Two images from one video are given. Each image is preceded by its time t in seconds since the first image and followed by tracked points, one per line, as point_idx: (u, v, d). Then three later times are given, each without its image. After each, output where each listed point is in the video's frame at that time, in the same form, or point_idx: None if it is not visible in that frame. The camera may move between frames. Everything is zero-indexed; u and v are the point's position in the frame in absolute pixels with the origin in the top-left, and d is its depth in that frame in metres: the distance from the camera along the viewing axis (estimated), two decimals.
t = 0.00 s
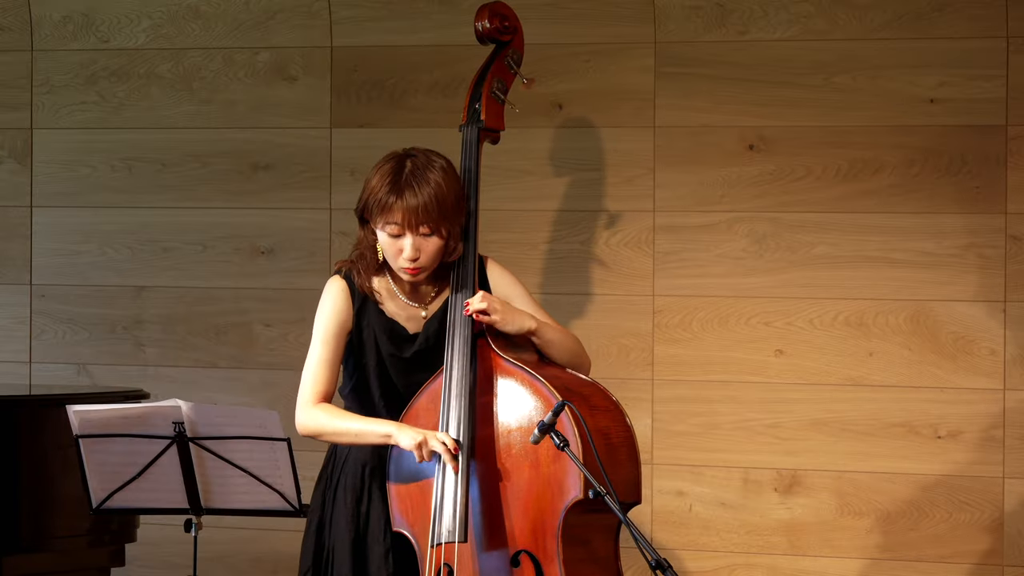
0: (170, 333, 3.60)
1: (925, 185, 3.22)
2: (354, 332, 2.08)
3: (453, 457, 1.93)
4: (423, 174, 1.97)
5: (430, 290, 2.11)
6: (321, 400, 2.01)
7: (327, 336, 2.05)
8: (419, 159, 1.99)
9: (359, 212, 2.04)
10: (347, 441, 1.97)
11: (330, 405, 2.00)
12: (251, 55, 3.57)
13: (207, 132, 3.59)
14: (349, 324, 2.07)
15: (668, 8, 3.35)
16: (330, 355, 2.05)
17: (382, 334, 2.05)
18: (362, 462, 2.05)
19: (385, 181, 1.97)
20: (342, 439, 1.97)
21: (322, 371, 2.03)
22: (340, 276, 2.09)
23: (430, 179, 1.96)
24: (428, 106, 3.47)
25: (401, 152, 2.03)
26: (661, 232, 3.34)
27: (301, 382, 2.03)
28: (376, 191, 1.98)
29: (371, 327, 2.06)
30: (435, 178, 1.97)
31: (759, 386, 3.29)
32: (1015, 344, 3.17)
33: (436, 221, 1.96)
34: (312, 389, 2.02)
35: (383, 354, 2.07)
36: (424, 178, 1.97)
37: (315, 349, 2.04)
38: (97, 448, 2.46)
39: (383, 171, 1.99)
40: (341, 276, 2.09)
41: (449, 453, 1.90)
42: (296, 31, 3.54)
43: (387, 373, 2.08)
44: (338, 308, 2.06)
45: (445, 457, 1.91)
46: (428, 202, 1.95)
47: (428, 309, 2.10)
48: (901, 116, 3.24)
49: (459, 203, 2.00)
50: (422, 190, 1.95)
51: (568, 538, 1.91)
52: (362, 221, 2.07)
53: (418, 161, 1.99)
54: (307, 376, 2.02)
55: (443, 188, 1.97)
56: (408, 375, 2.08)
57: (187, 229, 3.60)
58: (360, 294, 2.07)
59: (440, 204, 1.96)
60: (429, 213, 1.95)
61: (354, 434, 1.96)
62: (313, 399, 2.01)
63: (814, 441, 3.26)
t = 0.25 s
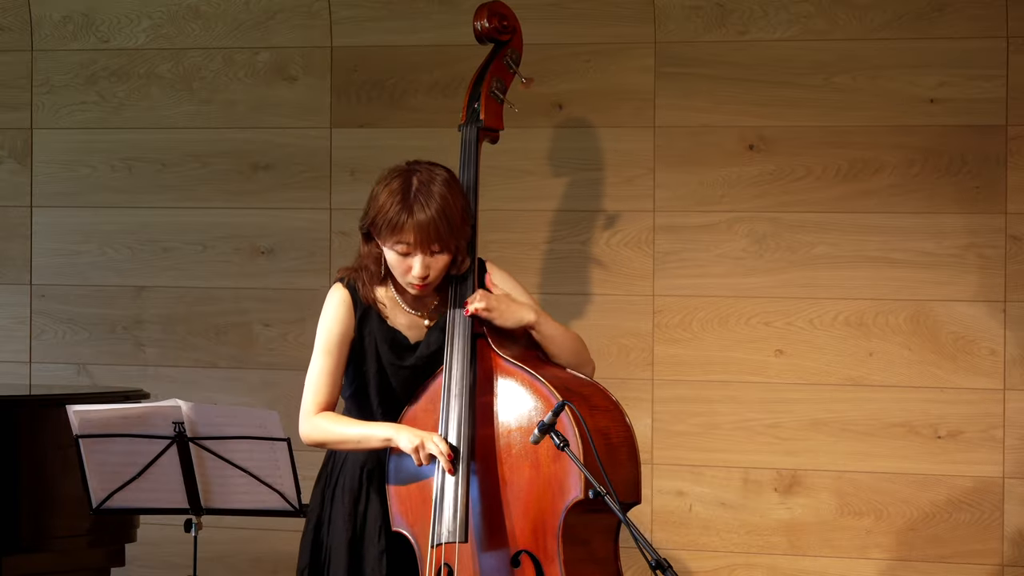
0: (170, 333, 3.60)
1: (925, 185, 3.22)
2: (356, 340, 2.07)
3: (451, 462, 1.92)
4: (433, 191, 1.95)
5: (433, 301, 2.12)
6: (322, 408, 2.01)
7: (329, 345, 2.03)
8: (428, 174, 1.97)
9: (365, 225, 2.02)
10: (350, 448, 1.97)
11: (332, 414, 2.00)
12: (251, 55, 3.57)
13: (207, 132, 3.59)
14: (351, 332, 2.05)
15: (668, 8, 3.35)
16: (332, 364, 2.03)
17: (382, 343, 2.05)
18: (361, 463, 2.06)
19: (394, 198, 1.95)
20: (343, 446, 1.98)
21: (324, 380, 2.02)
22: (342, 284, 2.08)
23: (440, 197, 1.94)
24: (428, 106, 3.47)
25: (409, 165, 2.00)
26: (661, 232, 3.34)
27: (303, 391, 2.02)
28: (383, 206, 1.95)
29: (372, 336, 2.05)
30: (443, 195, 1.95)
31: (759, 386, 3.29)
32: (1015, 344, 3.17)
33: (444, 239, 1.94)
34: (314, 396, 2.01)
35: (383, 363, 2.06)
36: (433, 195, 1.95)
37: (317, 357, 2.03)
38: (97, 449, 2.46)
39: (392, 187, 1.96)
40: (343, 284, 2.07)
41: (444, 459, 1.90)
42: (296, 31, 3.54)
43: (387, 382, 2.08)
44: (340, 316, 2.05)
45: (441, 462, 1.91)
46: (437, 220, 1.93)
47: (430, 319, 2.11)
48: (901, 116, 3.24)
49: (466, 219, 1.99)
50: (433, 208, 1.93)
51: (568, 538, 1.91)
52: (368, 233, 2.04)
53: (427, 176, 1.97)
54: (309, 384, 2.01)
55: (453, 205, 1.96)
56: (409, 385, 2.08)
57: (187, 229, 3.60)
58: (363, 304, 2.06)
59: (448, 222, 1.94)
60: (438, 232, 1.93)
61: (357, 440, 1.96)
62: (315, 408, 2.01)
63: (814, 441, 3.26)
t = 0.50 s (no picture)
0: (170, 333, 3.60)
1: (925, 185, 3.22)
2: (355, 344, 2.07)
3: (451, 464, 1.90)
4: (439, 204, 1.94)
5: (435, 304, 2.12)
6: (322, 411, 2.01)
7: (328, 348, 2.03)
8: (433, 186, 1.96)
9: (367, 235, 2.00)
10: (349, 450, 1.98)
11: (332, 417, 2.00)
12: (251, 55, 3.57)
13: (207, 132, 3.59)
14: (350, 336, 2.05)
15: (668, 8, 3.35)
16: (331, 367, 2.03)
17: (381, 347, 2.04)
18: (359, 463, 2.06)
19: (400, 210, 1.93)
20: (343, 449, 1.98)
21: (323, 383, 2.02)
22: (341, 288, 2.07)
23: (446, 210, 1.94)
24: (428, 106, 3.47)
25: (413, 176, 1.98)
26: (661, 232, 3.34)
27: (302, 394, 2.02)
28: (387, 217, 1.94)
29: (372, 341, 2.05)
30: (447, 208, 1.94)
31: (759, 386, 3.29)
32: (1015, 344, 3.17)
33: (448, 252, 1.94)
34: (313, 400, 2.01)
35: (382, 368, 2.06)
36: (437, 206, 1.94)
37: (316, 361, 2.02)
38: (97, 449, 2.46)
39: (397, 198, 1.95)
40: (343, 288, 2.07)
41: (444, 460, 1.88)
42: (296, 31, 3.54)
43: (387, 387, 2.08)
44: (339, 320, 2.04)
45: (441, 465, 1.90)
46: (441, 232, 1.93)
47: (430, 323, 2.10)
48: (901, 116, 3.24)
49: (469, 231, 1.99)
50: (438, 221, 1.93)
51: (568, 538, 1.91)
52: (370, 241, 2.03)
53: (432, 188, 1.96)
54: (308, 390, 2.01)
55: (458, 219, 1.95)
56: (408, 390, 2.07)
57: (187, 229, 3.60)
58: (363, 309, 2.06)
59: (452, 234, 1.94)
60: (442, 244, 1.93)
61: (356, 443, 1.96)
62: (314, 411, 2.01)
63: (814, 441, 3.26)
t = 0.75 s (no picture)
0: (170, 333, 3.60)
1: (925, 185, 3.22)
2: (355, 342, 2.07)
3: (450, 463, 1.90)
4: (440, 199, 1.94)
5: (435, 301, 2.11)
6: (318, 408, 2.01)
7: (327, 345, 2.03)
8: (433, 181, 1.96)
9: (369, 235, 1.99)
10: (344, 448, 1.97)
11: (326, 414, 1.99)
12: (251, 55, 3.57)
13: (207, 132, 3.59)
14: (349, 334, 2.05)
15: (668, 8, 3.35)
16: (329, 364, 2.02)
17: (381, 346, 2.05)
18: (358, 463, 2.06)
19: (402, 208, 1.93)
20: (337, 446, 1.97)
21: (320, 380, 2.01)
22: (342, 287, 2.08)
23: (448, 204, 1.94)
24: (428, 106, 3.47)
25: (411, 173, 1.97)
26: (661, 232, 3.34)
27: (299, 389, 2.02)
28: (390, 216, 1.93)
29: (372, 339, 2.06)
30: (449, 202, 1.94)
31: (759, 386, 3.29)
32: (1015, 344, 3.17)
33: (454, 245, 1.94)
34: (309, 396, 2.01)
35: (382, 367, 2.07)
36: (439, 201, 1.93)
37: (315, 357, 2.02)
38: (97, 448, 2.46)
39: (398, 197, 1.94)
40: (343, 286, 2.07)
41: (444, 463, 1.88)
42: (296, 31, 3.54)
43: (387, 385, 2.08)
44: (338, 316, 2.04)
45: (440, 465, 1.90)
46: (446, 227, 1.92)
47: (430, 319, 2.10)
48: (901, 116, 3.24)
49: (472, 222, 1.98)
50: (442, 216, 1.92)
51: (568, 538, 1.91)
52: (371, 244, 2.02)
53: (432, 183, 1.95)
54: (304, 385, 2.01)
55: (460, 211, 1.95)
56: (408, 388, 2.08)
57: (187, 229, 3.60)
58: (363, 307, 2.06)
59: (456, 228, 1.93)
60: (448, 239, 1.93)
61: (351, 440, 1.96)
62: (310, 407, 2.01)
63: (814, 441, 3.26)
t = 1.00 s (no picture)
0: (170, 333, 3.60)
1: (925, 185, 3.22)
2: (354, 342, 2.07)
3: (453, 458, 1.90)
4: (441, 204, 1.94)
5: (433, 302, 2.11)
6: (316, 408, 2.00)
7: (327, 345, 2.02)
8: (436, 185, 1.96)
9: (369, 233, 1.99)
10: (342, 450, 1.97)
11: (325, 415, 1.99)
12: (251, 55, 3.57)
13: (207, 132, 3.59)
14: (349, 334, 2.05)
15: (668, 8, 3.35)
16: (329, 364, 2.02)
17: (381, 347, 2.05)
18: (360, 464, 2.06)
19: (403, 210, 1.93)
20: (336, 447, 1.96)
21: (320, 380, 2.00)
22: (341, 287, 2.07)
23: (448, 209, 1.94)
24: (428, 106, 3.47)
25: (415, 175, 1.98)
26: (661, 232, 3.34)
27: (297, 388, 2.01)
28: (390, 217, 1.93)
29: (373, 341, 2.06)
30: (450, 207, 1.94)
31: (759, 386, 3.29)
32: (1015, 344, 3.17)
33: (451, 250, 1.94)
34: (307, 396, 2.00)
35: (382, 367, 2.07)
36: (440, 205, 1.93)
37: (314, 357, 2.01)
38: (97, 449, 2.46)
39: (400, 197, 1.94)
40: (343, 287, 2.07)
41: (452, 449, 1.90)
42: (296, 31, 3.54)
43: (387, 386, 2.09)
44: (338, 316, 2.04)
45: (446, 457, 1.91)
46: (444, 231, 1.92)
47: (429, 320, 2.11)
48: (901, 116, 3.24)
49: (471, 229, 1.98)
50: (441, 220, 1.92)
51: (568, 538, 1.91)
52: (370, 241, 2.02)
53: (434, 187, 1.95)
54: (303, 385, 2.00)
55: (460, 217, 1.95)
56: (408, 388, 2.08)
57: (187, 229, 3.60)
58: (363, 309, 2.06)
59: (455, 233, 1.93)
60: (445, 243, 1.93)
61: (351, 443, 1.95)
62: (309, 406, 1.99)
63: (814, 441, 3.26)
